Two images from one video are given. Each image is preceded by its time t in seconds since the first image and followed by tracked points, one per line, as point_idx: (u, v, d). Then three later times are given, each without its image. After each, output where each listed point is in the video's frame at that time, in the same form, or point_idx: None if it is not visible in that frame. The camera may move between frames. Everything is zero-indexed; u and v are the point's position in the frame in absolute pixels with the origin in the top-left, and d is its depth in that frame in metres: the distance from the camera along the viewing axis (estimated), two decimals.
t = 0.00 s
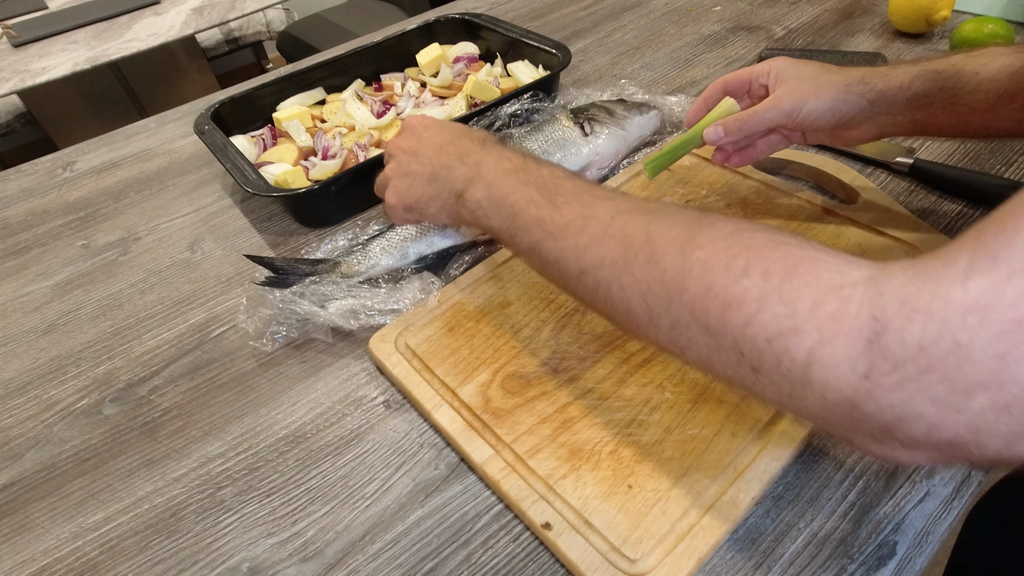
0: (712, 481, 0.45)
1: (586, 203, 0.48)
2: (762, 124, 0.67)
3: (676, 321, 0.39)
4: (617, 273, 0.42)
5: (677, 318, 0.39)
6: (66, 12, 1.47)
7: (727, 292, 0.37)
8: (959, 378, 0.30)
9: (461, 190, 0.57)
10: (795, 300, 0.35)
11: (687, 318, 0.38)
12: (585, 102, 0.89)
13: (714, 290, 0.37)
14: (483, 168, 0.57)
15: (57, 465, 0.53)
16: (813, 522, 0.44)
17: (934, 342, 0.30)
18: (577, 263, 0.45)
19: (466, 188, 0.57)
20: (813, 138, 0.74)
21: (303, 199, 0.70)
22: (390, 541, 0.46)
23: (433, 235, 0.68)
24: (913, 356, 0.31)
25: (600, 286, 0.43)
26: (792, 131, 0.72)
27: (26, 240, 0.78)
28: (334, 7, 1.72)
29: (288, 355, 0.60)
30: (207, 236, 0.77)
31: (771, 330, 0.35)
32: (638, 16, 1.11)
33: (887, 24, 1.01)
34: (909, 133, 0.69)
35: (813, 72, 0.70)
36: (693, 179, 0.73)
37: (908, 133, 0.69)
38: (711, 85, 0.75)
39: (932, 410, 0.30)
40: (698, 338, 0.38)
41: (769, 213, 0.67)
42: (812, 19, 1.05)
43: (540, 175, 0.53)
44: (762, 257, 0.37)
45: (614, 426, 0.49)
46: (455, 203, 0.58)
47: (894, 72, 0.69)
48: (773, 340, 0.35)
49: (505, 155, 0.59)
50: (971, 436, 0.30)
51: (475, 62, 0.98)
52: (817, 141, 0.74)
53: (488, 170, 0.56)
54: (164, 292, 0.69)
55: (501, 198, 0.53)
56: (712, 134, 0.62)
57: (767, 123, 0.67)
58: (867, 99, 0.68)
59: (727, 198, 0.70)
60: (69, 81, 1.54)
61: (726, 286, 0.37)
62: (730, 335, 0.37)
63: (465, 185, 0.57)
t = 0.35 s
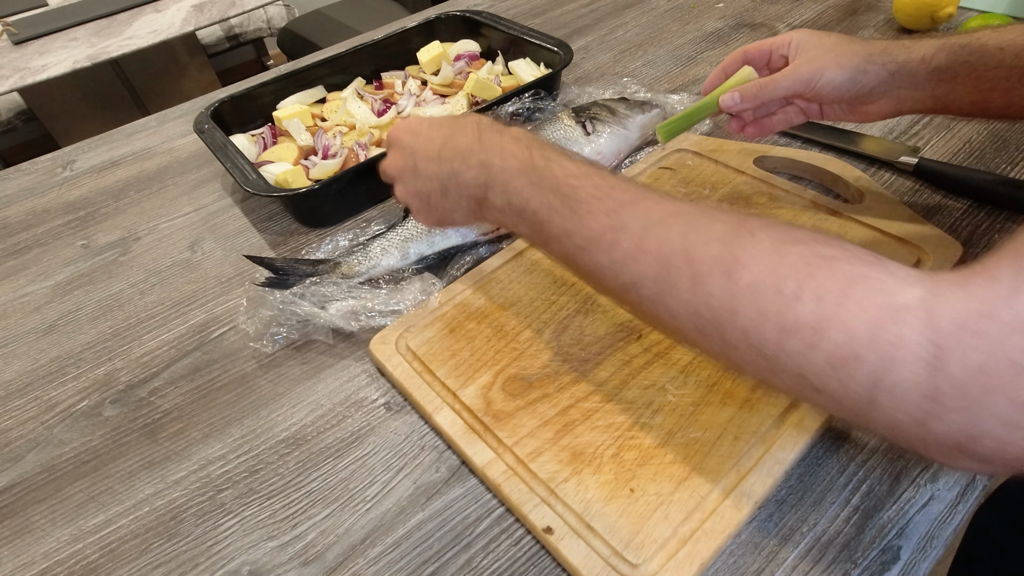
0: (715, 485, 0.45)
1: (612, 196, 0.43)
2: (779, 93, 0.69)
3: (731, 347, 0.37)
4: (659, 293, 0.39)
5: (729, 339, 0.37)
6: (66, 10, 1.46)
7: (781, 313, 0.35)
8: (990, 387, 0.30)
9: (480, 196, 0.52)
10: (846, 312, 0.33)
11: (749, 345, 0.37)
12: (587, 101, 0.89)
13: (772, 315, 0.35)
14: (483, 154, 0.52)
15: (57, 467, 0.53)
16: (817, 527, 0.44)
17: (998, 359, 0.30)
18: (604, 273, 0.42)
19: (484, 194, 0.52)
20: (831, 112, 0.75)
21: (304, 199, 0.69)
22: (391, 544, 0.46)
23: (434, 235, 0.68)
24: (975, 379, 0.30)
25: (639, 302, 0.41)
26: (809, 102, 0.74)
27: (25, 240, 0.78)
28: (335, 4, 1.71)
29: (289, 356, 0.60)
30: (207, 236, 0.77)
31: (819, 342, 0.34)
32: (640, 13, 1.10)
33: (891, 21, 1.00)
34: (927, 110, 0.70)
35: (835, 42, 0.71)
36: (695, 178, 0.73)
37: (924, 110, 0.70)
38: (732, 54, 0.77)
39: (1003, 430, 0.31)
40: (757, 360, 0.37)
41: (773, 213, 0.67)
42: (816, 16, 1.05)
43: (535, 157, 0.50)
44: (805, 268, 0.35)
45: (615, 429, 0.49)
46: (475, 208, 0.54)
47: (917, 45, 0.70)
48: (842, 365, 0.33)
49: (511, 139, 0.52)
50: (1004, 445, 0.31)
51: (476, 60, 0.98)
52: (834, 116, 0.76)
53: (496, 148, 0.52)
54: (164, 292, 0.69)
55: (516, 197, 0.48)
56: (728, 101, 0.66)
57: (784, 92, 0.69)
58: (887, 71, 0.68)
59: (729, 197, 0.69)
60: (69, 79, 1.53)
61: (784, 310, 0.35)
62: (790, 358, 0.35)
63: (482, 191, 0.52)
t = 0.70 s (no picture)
0: (713, 483, 0.44)
1: (768, 241, 0.49)
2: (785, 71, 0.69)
3: (901, 381, 0.40)
4: (820, 325, 0.43)
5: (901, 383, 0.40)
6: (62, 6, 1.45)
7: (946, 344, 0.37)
8: None
9: (616, 223, 0.56)
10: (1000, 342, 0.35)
11: (912, 381, 0.39)
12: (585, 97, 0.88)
13: (941, 349, 0.37)
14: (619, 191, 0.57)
15: (51, 466, 0.53)
16: (815, 524, 0.44)
17: None
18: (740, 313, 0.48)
19: (623, 221, 0.55)
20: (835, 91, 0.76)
21: (299, 195, 0.69)
22: (387, 543, 0.46)
23: (431, 232, 0.68)
24: None
25: (800, 334, 0.45)
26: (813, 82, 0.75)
27: (20, 238, 0.78)
28: None
29: (284, 354, 0.60)
30: (202, 234, 0.76)
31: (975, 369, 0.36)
32: (638, 9, 1.10)
33: (891, 16, 1.00)
34: (930, 93, 0.70)
35: (840, 24, 0.72)
36: (693, 174, 0.72)
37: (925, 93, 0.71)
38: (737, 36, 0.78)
39: None
40: (926, 396, 0.39)
41: (771, 209, 0.66)
42: (815, 11, 1.04)
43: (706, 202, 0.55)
44: (967, 301, 0.37)
45: (613, 427, 0.48)
46: (608, 238, 0.57)
47: (921, 28, 0.70)
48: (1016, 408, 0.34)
49: (661, 182, 0.58)
50: None
51: (473, 56, 0.97)
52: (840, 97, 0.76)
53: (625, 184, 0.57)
54: (159, 290, 0.69)
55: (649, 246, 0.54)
56: (730, 79, 0.66)
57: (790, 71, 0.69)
58: (892, 52, 0.69)
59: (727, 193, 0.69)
60: (65, 76, 1.52)
61: (951, 344, 0.37)
62: (948, 388, 0.37)
63: (620, 218, 0.56)
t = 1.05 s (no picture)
0: (714, 484, 0.44)
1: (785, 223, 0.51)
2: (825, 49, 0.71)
3: (926, 331, 0.43)
4: (843, 289, 0.46)
5: (925, 334, 0.43)
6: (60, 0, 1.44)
7: (961, 292, 0.40)
8: None
9: (641, 217, 0.59)
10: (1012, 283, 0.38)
11: (935, 329, 0.42)
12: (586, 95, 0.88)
13: (960, 298, 0.40)
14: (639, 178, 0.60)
15: (50, 465, 0.53)
16: (817, 526, 0.44)
17: None
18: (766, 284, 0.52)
19: (645, 215, 0.58)
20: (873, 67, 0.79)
21: (299, 193, 0.68)
22: (387, 543, 0.46)
23: (431, 231, 0.67)
24: None
25: (826, 299, 0.48)
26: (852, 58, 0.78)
27: (18, 234, 0.77)
28: None
29: (284, 353, 0.60)
30: (202, 231, 0.76)
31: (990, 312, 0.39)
32: (640, 6, 1.09)
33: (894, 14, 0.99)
34: (969, 72, 0.73)
35: None
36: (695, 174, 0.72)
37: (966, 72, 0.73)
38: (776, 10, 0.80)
39: None
40: (950, 343, 0.42)
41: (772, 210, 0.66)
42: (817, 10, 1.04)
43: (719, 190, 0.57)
44: (977, 250, 0.40)
45: (614, 427, 0.48)
46: (631, 232, 0.60)
47: (965, 5, 0.72)
48: None
49: (675, 174, 0.60)
50: None
51: (474, 54, 0.97)
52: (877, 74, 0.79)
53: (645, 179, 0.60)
54: (159, 288, 0.68)
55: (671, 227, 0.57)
56: (768, 56, 0.68)
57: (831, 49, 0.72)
58: (933, 30, 0.71)
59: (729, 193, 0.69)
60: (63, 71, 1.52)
61: (969, 291, 0.40)
62: (971, 332, 0.40)
63: (644, 212, 0.59)
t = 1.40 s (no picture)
0: (714, 486, 0.44)
1: (793, 214, 0.52)
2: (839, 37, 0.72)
3: (943, 307, 0.44)
4: (860, 273, 0.47)
5: (944, 309, 0.44)
6: None
7: (972, 267, 0.41)
8: None
9: (651, 220, 0.60)
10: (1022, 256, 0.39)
11: (953, 304, 0.43)
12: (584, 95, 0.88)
13: (974, 273, 0.41)
14: (648, 178, 0.61)
15: (44, 468, 0.52)
16: (817, 528, 0.44)
17: None
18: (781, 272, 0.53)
19: (656, 218, 0.60)
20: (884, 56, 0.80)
21: (296, 194, 0.68)
22: (386, 547, 0.45)
23: (428, 230, 0.67)
24: None
25: (842, 283, 0.49)
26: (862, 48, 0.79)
27: (12, 235, 0.77)
28: None
29: (280, 355, 0.59)
30: (198, 232, 0.75)
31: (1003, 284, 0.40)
32: (637, 7, 1.09)
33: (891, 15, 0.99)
34: (981, 59, 0.73)
35: None
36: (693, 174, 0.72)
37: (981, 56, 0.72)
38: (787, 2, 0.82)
39: None
40: (968, 316, 0.43)
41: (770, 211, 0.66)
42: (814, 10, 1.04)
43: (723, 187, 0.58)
44: (983, 224, 0.41)
45: (614, 429, 0.48)
46: (644, 234, 0.61)
47: None
48: None
49: (679, 174, 0.61)
50: None
51: (471, 54, 0.97)
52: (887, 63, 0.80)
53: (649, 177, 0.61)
54: (154, 289, 0.68)
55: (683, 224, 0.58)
56: (780, 46, 0.69)
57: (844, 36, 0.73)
58: (945, 18, 0.72)
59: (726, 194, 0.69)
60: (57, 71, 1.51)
61: (982, 266, 0.41)
62: (988, 304, 0.41)
63: (653, 215, 0.60)
